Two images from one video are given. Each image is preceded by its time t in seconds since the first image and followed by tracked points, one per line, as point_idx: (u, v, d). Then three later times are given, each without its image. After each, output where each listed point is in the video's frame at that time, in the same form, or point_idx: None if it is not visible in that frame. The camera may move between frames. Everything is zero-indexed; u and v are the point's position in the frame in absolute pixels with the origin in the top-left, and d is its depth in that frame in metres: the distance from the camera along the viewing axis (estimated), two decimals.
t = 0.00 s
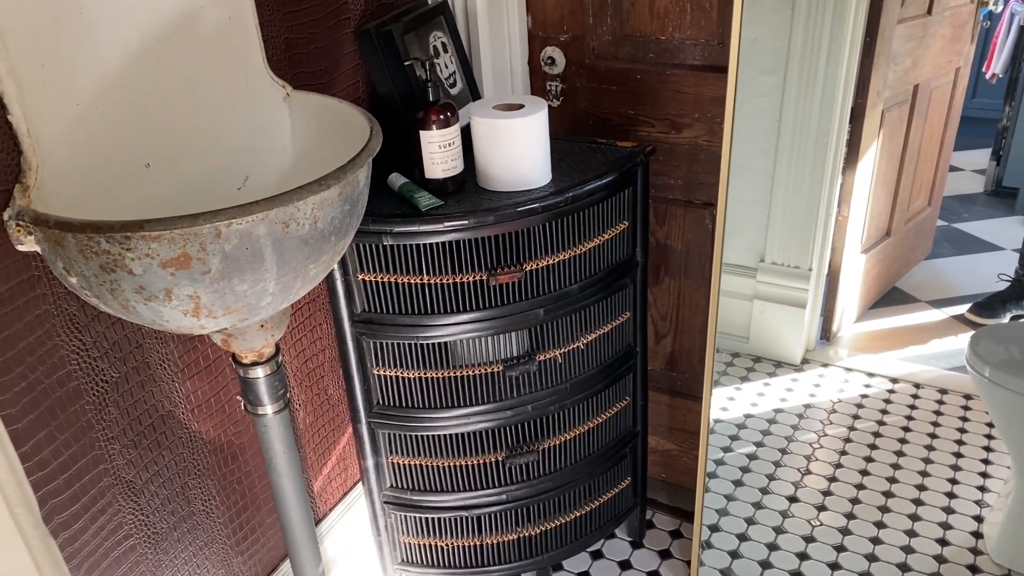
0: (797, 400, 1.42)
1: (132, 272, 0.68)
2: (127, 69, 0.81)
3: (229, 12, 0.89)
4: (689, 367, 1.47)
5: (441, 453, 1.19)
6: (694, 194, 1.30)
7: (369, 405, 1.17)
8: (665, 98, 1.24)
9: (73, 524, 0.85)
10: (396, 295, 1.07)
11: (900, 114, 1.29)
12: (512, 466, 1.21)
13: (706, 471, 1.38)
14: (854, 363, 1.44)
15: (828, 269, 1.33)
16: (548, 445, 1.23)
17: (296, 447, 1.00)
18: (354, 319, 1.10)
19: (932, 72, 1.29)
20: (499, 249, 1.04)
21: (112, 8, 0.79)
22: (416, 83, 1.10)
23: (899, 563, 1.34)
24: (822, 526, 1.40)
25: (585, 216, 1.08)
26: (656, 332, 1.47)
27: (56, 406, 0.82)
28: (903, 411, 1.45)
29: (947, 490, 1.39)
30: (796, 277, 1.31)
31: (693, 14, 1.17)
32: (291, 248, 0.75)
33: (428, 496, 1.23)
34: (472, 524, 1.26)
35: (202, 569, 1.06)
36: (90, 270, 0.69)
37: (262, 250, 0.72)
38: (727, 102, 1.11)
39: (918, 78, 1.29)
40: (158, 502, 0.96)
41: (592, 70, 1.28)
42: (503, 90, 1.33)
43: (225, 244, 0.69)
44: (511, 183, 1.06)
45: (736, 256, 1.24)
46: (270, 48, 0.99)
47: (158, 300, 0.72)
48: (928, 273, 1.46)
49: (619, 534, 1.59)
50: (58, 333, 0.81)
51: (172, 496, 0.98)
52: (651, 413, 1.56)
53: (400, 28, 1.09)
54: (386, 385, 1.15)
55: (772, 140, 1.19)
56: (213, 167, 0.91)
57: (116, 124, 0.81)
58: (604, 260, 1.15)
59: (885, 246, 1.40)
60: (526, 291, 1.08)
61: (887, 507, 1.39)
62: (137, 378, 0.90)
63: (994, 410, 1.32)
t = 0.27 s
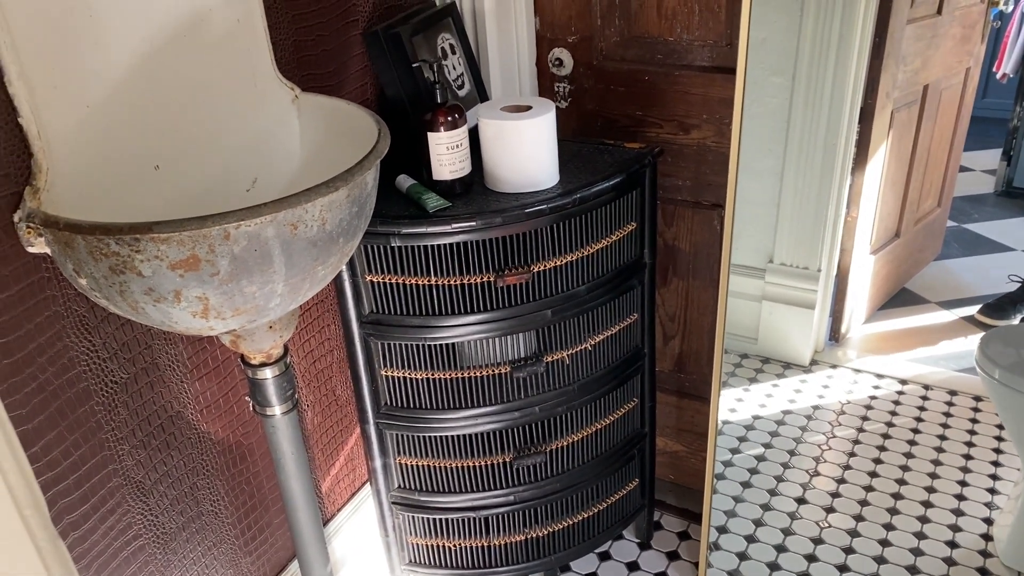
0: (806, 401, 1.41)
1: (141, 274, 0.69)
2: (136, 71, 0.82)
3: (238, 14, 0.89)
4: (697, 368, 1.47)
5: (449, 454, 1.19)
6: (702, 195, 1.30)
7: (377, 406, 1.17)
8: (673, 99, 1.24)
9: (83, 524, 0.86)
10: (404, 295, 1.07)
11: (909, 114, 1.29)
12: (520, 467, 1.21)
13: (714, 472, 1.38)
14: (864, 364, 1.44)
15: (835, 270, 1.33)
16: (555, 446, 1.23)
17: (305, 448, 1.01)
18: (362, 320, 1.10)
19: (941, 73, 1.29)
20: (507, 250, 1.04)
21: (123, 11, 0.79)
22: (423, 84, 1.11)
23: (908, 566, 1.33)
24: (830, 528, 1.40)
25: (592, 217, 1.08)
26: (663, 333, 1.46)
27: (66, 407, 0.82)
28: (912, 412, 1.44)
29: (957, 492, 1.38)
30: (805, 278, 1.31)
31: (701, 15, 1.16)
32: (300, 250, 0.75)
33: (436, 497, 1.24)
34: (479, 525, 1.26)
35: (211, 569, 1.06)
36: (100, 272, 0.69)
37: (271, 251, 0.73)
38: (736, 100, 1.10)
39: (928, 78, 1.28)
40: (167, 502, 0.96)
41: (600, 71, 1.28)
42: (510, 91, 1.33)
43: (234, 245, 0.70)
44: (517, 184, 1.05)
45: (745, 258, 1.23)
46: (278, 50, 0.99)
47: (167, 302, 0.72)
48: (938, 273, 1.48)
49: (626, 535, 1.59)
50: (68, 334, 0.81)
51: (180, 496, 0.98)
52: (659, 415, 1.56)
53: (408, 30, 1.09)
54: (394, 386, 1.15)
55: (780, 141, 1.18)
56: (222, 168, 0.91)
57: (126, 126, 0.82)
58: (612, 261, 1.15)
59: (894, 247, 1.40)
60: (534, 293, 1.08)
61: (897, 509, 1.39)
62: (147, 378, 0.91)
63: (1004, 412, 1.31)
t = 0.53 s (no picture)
0: (813, 401, 1.40)
1: (149, 273, 0.69)
2: (144, 71, 0.82)
3: (245, 13, 0.89)
4: (704, 368, 1.46)
5: (455, 454, 1.19)
6: (709, 194, 1.29)
7: (383, 405, 1.17)
8: (680, 98, 1.23)
9: (91, 522, 0.86)
10: (410, 295, 1.07)
11: (918, 113, 1.28)
12: (526, 466, 1.21)
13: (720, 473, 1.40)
14: (872, 364, 1.42)
15: (843, 268, 1.32)
16: (562, 446, 1.22)
17: (311, 447, 1.01)
18: (369, 319, 1.10)
19: (950, 72, 1.28)
20: (513, 249, 1.03)
21: (131, 11, 0.80)
22: (430, 84, 1.10)
23: (916, 567, 1.35)
24: (838, 529, 1.41)
25: (599, 217, 1.08)
26: (671, 333, 1.46)
27: (73, 406, 0.82)
28: (920, 412, 1.42)
29: (966, 492, 1.37)
30: (813, 278, 1.30)
31: (709, 14, 1.16)
32: (306, 249, 0.75)
33: (442, 497, 1.24)
34: (486, 525, 1.26)
35: (218, 567, 1.06)
36: (107, 271, 0.69)
37: (277, 251, 0.73)
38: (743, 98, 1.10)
39: (936, 77, 1.27)
40: (174, 500, 0.97)
41: (607, 70, 1.28)
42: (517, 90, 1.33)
43: (241, 245, 0.70)
44: (523, 183, 1.05)
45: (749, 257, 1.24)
46: (285, 49, 0.99)
47: (174, 301, 0.72)
48: (948, 273, 1.42)
49: (633, 535, 1.59)
50: (76, 333, 0.81)
51: (187, 495, 0.98)
52: (666, 414, 1.55)
53: (415, 29, 1.09)
54: (400, 385, 1.15)
55: (788, 140, 1.18)
56: (229, 168, 0.91)
57: (134, 125, 0.82)
58: (619, 260, 1.14)
59: (902, 247, 1.38)
60: (540, 292, 1.08)
61: (904, 510, 1.39)
62: (154, 377, 0.91)
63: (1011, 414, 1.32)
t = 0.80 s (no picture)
0: (818, 400, 1.40)
1: (155, 272, 0.69)
2: (151, 71, 0.82)
3: (250, 13, 0.90)
4: (709, 368, 1.46)
5: (460, 453, 1.19)
6: (714, 194, 1.29)
7: (389, 404, 1.17)
8: (685, 97, 1.23)
9: (96, 521, 0.86)
10: (416, 294, 1.07)
11: (924, 112, 1.27)
12: (531, 465, 1.21)
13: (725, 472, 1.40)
14: (877, 364, 1.42)
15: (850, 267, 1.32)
16: (567, 445, 1.22)
17: (317, 446, 1.01)
18: (374, 319, 1.10)
19: (955, 71, 1.28)
20: (519, 249, 1.03)
21: (138, 11, 0.80)
22: (436, 83, 1.11)
23: (921, 567, 1.33)
24: (843, 528, 1.40)
25: (604, 216, 1.08)
26: (675, 332, 1.46)
27: (80, 404, 0.82)
28: (926, 412, 1.41)
29: (971, 493, 1.36)
30: (819, 277, 1.31)
31: (714, 13, 1.16)
32: (312, 248, 0.75)
33: (447, 496, 1.24)
34: (491, 524, 1.26)
35: (223, 566, 1.07)
36: (114, 270, 0.69)
37: (283, 250, 0.73)
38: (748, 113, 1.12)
39: (942, 76, 1.27)
40: (180, 499, 0.97)
41: (612, 69, 1.28)
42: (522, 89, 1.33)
43: (247, 244, 0.70)
44: (529, 182, 1.05)
45: (756, 257, 1.23)
46: (291, 48, 0.99)
47: (180, 300, 0.72)
48: (951, 272, 1.45)
49: (638, 535, 1.58)
50: (83, 332, 0.82)
51: (193, 493, 0.99)
52: (671, 414, 1.55)
53: (420, 28, 1.09)
54: (405, 384, 1.16)
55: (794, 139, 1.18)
56: (235, 168, 0.91)
57: (140, 125, 0.82)
58: (624, 259, 1.14)
59: (908, 246, 1.39)
60: (545, 292, 1.08)
61: (910, 510, 1.38)
62: (160, 376, 0.91)
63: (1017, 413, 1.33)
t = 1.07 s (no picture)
0: (818, 400, 1.40)
1: (157, 273, 0.69)
2: (153, 71, 0.82)
3: (251, 14, 0.90)
4: (709, 368, 1.46)
5: (460, 452, 1.19)
6: (715, 194, 1.29)
7: (390, 403, 1.18)
8: (685, 97, 1.23)
9: (98, 520, 0.86)
10: (417, 294, 1.07)
11: (924, 112, 1.27)
12: (532, 465, 1.21)
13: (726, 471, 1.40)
14: (876, 363, 1.42)
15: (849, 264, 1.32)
16: (568, 444, 1.23)
17: (318, 445, 1.01)
18: (375, 318, 1.10)
19: (955, 70, 1.27)
20: (519, 249, 1.04)
21: (139, 12, 0.80)
22: (436, 83, 1.11)
23: (921, 566, 1.34)
24: (843, 528, 1.40)
25: (605, 216, 1.08)
26: (676, 332, 1.46)
27: (82, 404, 0.83)
28: (925, 412, 1.42)
29: (971, 492, 1.37)
30: (818, 277, 1.30)
31: (714, 14, 1.16)
32: (313, 248, 0.75)
33: (448, 495, 1.24)
34: (491, 523, 1.26)
35: (224, 565, 1.07)
36: (116, 270, 0.69)
37: (284, 250, 0.73)
38: (748, 114, 1.12)
39: (943, 76, 1.26)
40: (181, 499, 0.97)
41: (612, 70, 1.28)
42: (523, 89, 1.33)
43: (249, 245, 0.70)
44: (530, 181, 1.05)
45: (756, 257, 1.23)
46: (292, 49, 0.99)
47: (182, 300, 0.72)
48: (952, 271, 1.45)
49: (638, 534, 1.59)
50: (84, 332, 0.82)
51: (194, 493, 0.99)
52: (671, 414, 1.55)
53: (420, 29, 1.09)
54: (406, 384, 1.16)
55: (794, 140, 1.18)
56: (237, 168, 0.91)
57: (142, 125, 0.82)
58: (624, 259, 1.14)
59: (909, 245, 1.40)
60: (546, 292, 1.08)
61: (910, 509, 1.38)
62: (161, 376, 0.91)
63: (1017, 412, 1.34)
